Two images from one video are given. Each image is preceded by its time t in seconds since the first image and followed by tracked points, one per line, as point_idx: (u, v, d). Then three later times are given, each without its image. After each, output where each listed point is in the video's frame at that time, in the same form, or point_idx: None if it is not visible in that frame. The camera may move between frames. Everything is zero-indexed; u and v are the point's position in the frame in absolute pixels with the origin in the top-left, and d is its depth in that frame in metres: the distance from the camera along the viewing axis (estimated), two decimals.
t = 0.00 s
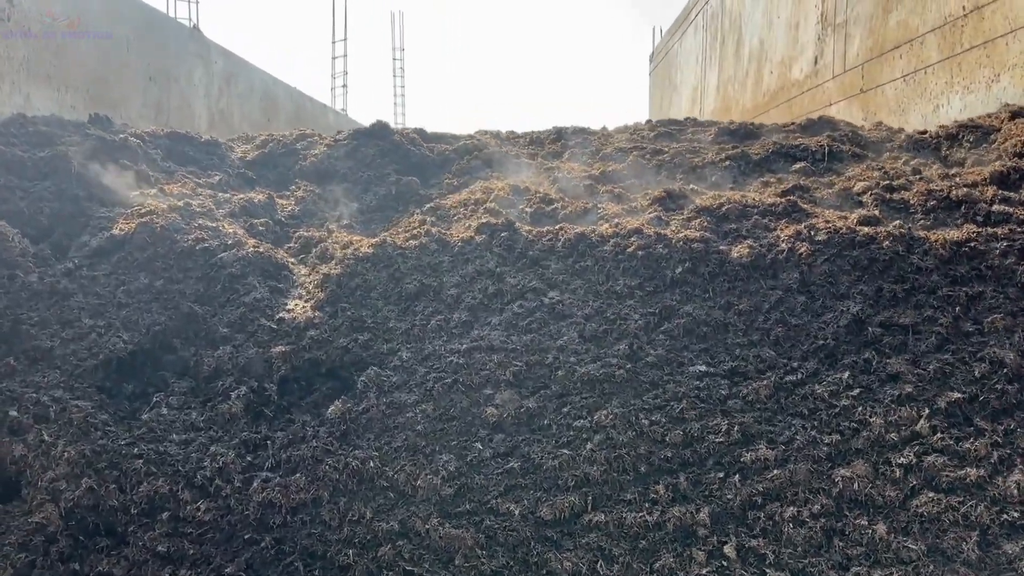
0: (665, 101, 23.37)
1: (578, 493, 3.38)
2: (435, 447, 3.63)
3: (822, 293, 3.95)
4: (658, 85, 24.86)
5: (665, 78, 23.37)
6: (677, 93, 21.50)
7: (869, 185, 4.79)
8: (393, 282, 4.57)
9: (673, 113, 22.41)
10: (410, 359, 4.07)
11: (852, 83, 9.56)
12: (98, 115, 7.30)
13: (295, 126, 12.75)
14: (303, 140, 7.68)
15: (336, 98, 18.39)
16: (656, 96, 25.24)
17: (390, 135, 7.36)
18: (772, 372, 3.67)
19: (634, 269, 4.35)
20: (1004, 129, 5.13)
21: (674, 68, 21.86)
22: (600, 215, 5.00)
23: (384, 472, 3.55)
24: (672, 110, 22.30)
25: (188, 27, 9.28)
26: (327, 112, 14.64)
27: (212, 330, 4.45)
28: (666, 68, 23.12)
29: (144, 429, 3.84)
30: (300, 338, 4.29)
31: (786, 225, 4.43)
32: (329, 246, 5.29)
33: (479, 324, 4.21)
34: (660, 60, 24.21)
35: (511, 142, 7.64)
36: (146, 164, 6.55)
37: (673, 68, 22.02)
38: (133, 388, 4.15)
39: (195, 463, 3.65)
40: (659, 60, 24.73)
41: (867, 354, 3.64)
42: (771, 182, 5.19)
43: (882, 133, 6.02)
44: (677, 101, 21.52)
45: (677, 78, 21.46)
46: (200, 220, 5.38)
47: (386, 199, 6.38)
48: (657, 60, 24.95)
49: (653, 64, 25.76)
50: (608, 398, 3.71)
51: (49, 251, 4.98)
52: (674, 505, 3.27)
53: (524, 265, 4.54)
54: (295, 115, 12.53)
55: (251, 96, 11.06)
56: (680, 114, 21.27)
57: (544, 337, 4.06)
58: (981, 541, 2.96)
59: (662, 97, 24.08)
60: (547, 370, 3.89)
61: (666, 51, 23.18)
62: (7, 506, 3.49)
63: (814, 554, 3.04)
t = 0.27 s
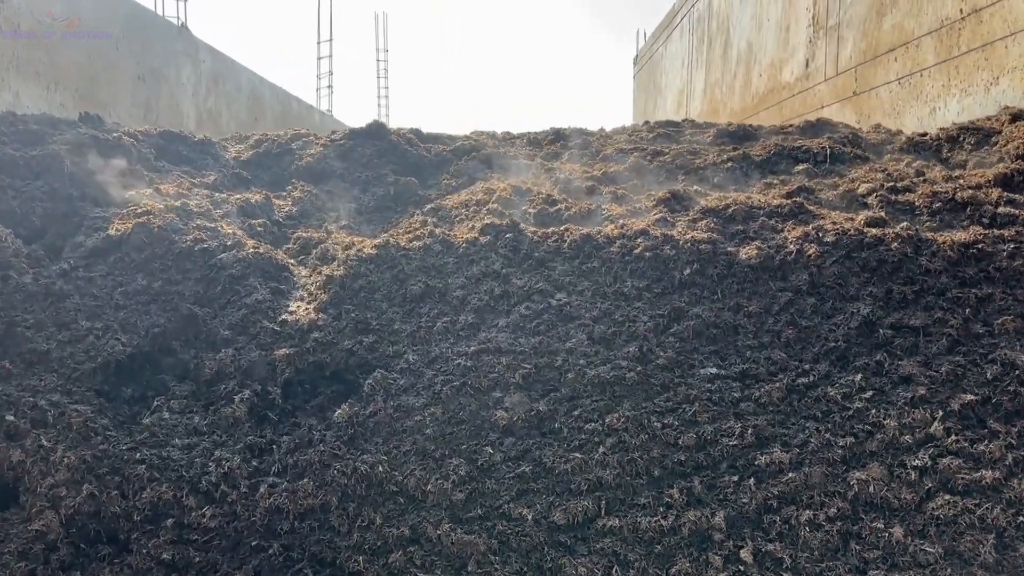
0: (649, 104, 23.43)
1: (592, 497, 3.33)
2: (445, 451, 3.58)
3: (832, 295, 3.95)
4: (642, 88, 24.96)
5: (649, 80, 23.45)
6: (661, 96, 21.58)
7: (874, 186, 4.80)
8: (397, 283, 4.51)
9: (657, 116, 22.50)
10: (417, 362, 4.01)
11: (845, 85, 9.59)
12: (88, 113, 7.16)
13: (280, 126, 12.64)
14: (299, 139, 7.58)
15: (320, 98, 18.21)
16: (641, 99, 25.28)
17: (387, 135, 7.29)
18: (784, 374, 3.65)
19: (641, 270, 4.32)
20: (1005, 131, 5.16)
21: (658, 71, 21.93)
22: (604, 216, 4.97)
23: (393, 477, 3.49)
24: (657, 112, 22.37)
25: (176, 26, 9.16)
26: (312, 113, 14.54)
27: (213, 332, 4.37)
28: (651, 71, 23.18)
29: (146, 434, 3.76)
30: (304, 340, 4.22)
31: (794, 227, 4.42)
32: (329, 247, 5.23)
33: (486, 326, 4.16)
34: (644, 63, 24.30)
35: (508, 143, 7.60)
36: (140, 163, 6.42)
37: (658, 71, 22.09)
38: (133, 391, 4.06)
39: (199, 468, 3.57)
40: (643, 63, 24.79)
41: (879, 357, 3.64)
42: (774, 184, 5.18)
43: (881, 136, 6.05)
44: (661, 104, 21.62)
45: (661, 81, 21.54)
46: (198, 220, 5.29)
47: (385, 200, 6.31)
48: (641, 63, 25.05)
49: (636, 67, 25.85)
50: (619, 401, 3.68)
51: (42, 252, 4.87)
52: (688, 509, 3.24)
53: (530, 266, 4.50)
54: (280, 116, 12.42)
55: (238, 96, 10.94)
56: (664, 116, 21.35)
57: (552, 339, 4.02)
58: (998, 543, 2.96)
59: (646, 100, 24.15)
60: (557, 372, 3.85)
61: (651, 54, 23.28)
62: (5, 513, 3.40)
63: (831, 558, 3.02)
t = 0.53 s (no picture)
0: (635, 107, 23.42)
1: (616, 508, 3.27)
2: (464, 461, 3.50)
3: (852, 301, 3.92)
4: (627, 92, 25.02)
5: (634, 84, 23.52)
6: (647, 100, 21.63)
7: (887, 192, 4.79)
8: (409, 288, 4.44)
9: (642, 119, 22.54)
10: (432, 369, 3.93)
11: (840, 89, 9.57)
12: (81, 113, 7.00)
13: (267, 128, 12.49)
14: (298, 141, 7.47)
15: (304, 99, 17.93)
16: (626, 103, 25.29)
17: (389, 137, 7.20)
18: (807, 382, 3.61)
19: (658, 275, 4.26)
20: (1014, 136, 5.18)
21: (644, 74, 21.91)
22: (615, 220, 4.92)
23: (412, 488, 3.41)
24: (642, 116, 22.40)
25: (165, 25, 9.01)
26: (299, 114, 14.40)
27: (220, 338, 4.26)
28: (637, 75, 23.18)
29: (155, 444, 3.65)
30: (315, 347, 4.13)
31: (810, 232, 4.39)
32: (335, 251, 5.13)
33: (501, 332, 4.10)
34: (629, 67, 24.37)
35: (509, 145, 7.53)
36: (137, 164, 6.28)
37: (644, 74, 22.07)
38: (138, 399, 3.95)
39: (211, 480, 3.47)
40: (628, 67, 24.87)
41: (902, 364, 3.61)
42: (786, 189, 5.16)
43: (887, 141, 6.05)
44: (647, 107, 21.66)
45: (647, 84, 21.59)
46: (201, 223, 5.18)
47: (388, 202, 6.22)
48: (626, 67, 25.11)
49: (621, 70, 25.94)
50: (640, 409, 3.62)
51: (40, 256, 4.74)
52: (715, 520, 3.18)
53: (544, 270, 4.44)
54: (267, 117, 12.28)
55: (226, 96, 10.78)
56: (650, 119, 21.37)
57: (570, 346, 3.96)
58: None
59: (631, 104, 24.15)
60: (576, 380, 3.79)
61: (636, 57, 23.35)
62: (9, 527, 3.28)
63: (862, 569, 2.97)
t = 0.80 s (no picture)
0: (623, 110, 23.49)
1: (635, 517, 3.23)
2: (479, 470, 3.45)
3: (867, 307, 3.91)
4: (614, 95, 25.11)
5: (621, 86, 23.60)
6: (635, 103, 21.70)
7: (896, 197, 4.79)
8: (417, 293, 4.39)
9: (630, 122, 22.63)
10: (444, 376, 3.88)
11: (839, 92, 9.51)
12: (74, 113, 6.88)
13: (256, 129, 12.38)
14: (297, 143, 7.38)
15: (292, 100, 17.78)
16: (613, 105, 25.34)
17: (389, 139, 7.14)
18: (824, 389, 3.60)
19: (670, 280, 4.24)
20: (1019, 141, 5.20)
21: (633, 77, 21.93)
22: (624, 225, 4.89)
23: (427, 497, 3.36)
24: (630, 119, 22.49)
25: (157, 25, 8.89)
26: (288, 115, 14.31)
27: (227, 344, 4.19)
28: (624, 78, 23.27)
29: (163, 453, 3.57)
30: (324, 353, 4.07)
31: (822, 237, 4.38)
32: (340, 255, 5.07)
33: (513, 338, 4.05)
34: (616, 69, 24.46)
35: (509, 147, 7.50)
36: (135, 166, 6.18)
37: (632, 77, 22.10)
38: (144, 407, 3.87)
39: (221, 490, 3.40)
40: (614, 69, 24.95)
41: (919, 370, 3.60)
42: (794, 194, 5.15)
43: (891, 146, 6.06)
44: (635, 110, 21.75)
45: (635, 87, 21.67)
46: (204, 227, 5.10)
47: (390, 206, 6.16)
48: (613, 69, 25.20)
49: (608, 73, 26.01)
50: (657, 416, 3.59)
51: (39, 260, 4.64)
52: (736, 529, 3.15)
53: (555, 275, 4.40)
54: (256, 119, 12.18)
55: (217, 97, 10.67)
56: (638, 122, 21.45)
57: (583, 352, 3.91)
58: None
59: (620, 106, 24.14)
60: (591, 387, 3.75)
61: (622, 60, 23.43)
62: (14, 540, 3.20)
63: None
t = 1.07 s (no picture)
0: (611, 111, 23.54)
1: (658, 520, 3.21)
2: (499, 473, 3.42)
3: (883, 308, 3.92)
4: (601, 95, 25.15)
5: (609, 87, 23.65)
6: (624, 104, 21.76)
7: (906, 198, 4.80)
8: (431, 294, 4.35)
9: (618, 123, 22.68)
10: (461, 377, 3.84)
11: (836, 94, 9.56)
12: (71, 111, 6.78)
13: (246, 128, 12.27)
14: (299, 142, 7.31)
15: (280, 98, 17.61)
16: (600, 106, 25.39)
17: (392, 139, 7.09)
18: (843, 390, 3.60)
19: (686, 281, 4.22)
20: None
21: (621, 78, 21.96)
22: (635, 226, 4.87)
23: (447, 501, 3.32)
24: (618, 120, 22.55)
25: (150, 22, 8.79)
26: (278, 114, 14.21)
27: (238, 345, 4.14)
28: (611, 79, 23.33)
29: (177, 457, 3.52)
30: (337, 355, 4.02)
31: (836, 238, 4.38)
32: (349, 255, 5.02)
33: (529, 339, 4.02)
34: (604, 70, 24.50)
35: (512, 147, 7.47)
36: (136, 165, 6.09)
37: (620, 78, 22.16)
38: (155, 410, 3.80)
39: (237, 494, 3.35)
40: (602, 70, 24.98)
41: (937, 371, 3.60)
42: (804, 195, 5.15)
43: (897, 147, 6.08)
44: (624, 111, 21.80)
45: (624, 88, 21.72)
46: (211, 227, 5.04)
47: (395, 206, 6.11)
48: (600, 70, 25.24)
49: (596, 73, 26.05)
50: (676, 418, 3.57)
51: (43, 260, 4.56)
52: (760, 532, 3.14)
53: (569, 276, 4.38)
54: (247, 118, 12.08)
55: (209, 96, 10.57)
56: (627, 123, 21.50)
57: (600, 353, 3.89)
58: None
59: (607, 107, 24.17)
60: (609, 388, 3.73)
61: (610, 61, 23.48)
62: (26, 546, 3.13)
63: None
